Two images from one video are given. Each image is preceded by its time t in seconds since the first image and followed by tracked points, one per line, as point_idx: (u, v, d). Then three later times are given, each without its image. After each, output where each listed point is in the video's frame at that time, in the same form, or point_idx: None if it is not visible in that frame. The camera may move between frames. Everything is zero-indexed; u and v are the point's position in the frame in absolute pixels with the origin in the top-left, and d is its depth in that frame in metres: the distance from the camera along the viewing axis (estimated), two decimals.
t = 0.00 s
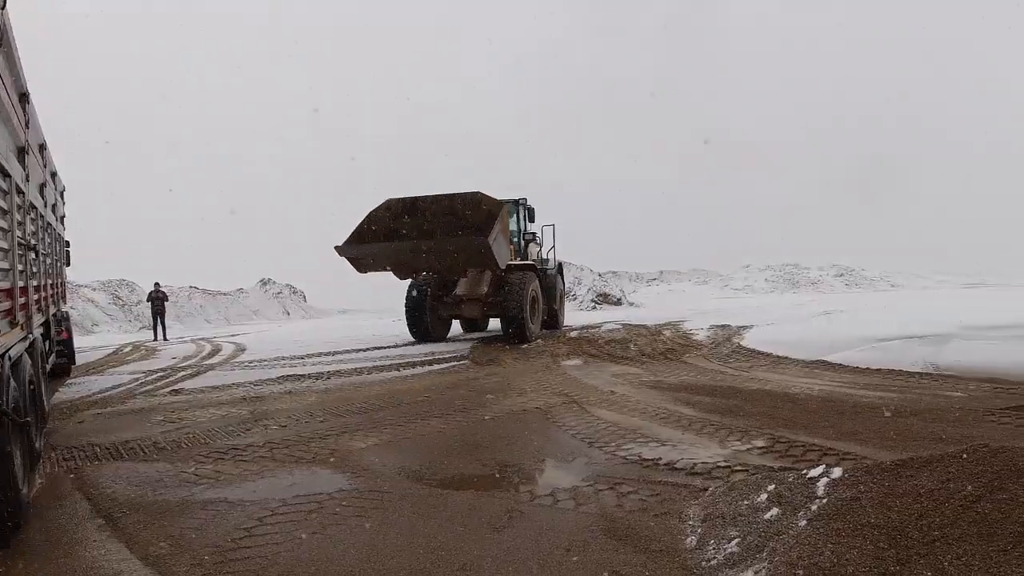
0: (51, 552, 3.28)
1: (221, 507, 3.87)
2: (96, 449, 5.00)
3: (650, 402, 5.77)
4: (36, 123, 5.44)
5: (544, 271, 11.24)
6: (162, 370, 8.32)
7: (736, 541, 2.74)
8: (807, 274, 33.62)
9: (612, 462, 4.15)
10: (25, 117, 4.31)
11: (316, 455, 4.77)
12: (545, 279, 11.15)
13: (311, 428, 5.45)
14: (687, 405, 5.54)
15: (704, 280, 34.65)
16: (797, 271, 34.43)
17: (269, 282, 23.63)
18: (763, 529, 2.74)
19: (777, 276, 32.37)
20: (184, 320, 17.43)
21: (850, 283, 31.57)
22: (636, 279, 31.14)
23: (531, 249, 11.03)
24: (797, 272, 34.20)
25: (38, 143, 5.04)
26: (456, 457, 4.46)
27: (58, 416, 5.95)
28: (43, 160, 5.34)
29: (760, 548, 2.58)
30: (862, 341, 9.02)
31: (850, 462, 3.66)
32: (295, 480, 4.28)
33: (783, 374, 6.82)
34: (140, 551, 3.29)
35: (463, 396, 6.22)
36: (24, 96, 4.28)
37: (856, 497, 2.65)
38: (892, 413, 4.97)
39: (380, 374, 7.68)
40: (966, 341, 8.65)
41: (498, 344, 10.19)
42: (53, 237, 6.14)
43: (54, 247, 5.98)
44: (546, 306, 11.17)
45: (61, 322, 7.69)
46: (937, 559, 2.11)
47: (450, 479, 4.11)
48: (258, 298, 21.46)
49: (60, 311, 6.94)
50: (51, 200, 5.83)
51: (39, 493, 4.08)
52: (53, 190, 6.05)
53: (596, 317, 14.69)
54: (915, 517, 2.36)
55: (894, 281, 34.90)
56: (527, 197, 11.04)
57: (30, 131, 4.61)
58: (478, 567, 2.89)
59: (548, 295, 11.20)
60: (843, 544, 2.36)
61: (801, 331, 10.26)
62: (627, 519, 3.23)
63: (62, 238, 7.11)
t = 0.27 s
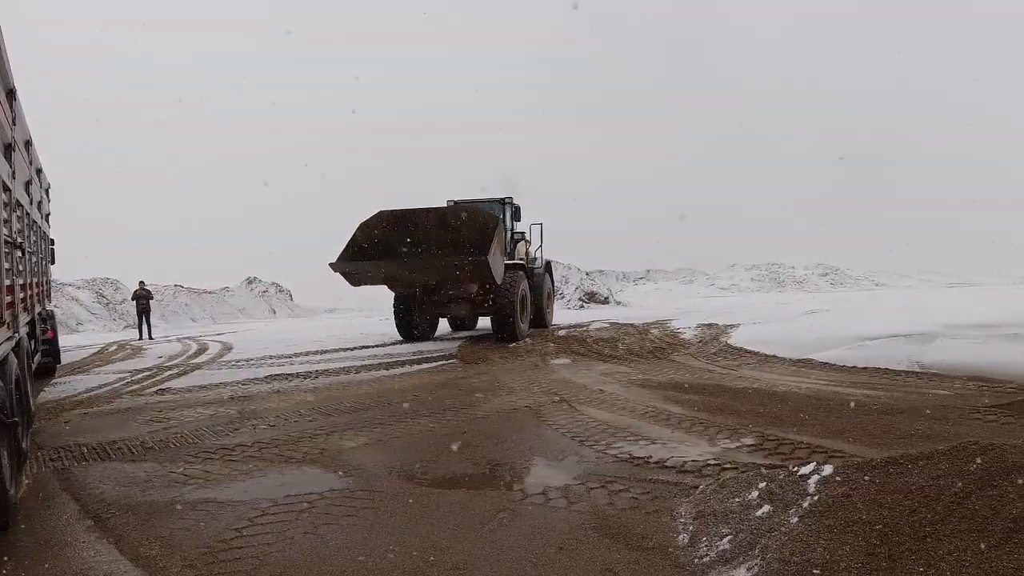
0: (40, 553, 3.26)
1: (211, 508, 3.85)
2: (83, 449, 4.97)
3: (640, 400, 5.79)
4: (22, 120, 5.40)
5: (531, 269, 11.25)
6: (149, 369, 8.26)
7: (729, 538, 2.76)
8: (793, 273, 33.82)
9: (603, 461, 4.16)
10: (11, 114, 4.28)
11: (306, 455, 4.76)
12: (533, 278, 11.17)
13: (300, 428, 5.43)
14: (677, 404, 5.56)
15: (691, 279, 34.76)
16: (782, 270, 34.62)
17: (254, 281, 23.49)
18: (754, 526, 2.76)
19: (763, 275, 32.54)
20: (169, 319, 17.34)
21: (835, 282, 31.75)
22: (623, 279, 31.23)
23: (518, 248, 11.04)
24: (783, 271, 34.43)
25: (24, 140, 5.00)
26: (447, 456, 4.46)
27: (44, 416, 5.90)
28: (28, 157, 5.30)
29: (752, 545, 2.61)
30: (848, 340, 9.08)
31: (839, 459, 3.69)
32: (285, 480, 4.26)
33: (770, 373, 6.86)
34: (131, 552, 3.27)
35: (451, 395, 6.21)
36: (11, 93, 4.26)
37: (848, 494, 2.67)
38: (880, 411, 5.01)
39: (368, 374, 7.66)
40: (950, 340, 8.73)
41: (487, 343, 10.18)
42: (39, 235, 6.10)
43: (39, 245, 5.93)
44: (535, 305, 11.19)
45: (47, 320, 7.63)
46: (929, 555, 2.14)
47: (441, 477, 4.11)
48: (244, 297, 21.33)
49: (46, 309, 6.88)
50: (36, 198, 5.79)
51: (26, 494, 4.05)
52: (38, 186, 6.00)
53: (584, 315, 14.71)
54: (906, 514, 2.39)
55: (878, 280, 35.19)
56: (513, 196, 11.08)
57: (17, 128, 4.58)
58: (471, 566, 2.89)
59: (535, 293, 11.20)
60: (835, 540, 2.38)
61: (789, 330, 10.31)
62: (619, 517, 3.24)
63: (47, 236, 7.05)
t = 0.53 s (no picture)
0: (32, 555, 3.23)
1: (205, 508, 3.83)
2: (73, 450, 4.94)
3: (632, 398, 5.81)
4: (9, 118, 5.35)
5: (519, 268, 11.25)
6: (137, 369, 8.22)
7: (725, 534, 2.78)
8: (780, 271, 33.99)
9: (597, 459, 4.17)
10: None
11: (299, 454, 4.74)
12: (521, 276, 11.17)
13: (292, 427, 5.41)
14: (669, 401, 5.59)
15: (679, 278, 34.87)
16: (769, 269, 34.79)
17: (242, 280, 23.37)
18: (751, 522, 2.77)
19: (750, 274, 32.69)
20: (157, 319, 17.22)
21: (822, 281, 31.91)
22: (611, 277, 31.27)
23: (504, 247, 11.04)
24: (770, 269, 34.60)
25: (12, 137, 4.96)
26: (441, 455, 4.46)
27: (32, 416, 5.86)
28: (16, 155, 5.25)
29: (749, 541, 2.62)
30: (837, 337, 9.14)
31: (832, 456, 3.71)
32: (278, 480, 4.25)
33: (760, 371, 6.90)
34: (124, 553, 3.26)
35: (443, 394, 6.21)
36: None
37: (844, 490, 2.69)
38: (870, 409, 5.05)
39: (358, 373, 7.64)
40: (937, 338, 8.81)
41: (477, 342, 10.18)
42: (27, 234, 6.04)
43: (27, 244, 5.88)
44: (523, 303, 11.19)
45: (34, 320, 7.57)
46: (927, 549, 2.17)
47: (436, 476, 4.11)
48: (231, 296, 21.22)
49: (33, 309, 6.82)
50: (24, 196, 5.75)
51: (16, 495, 4.02)
52: (26, 184, 5.96)
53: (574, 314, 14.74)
54: (903, 509, 2.41)
55: (864, 278, 35.42)
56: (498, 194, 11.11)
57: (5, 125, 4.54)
58: (469, 565, 2.89)
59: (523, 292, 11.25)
60: (832, 535, 2.40)
61: (777, 328, 10.36)
62: (615, 515, 3.26)
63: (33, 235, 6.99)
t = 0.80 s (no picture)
0: (29, 557, 3.21)
1: (201, 508, 3.82)
2: (67, 451, 4.91)
3: (626, 395, 5.83)
4: None
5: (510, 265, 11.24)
6: (128, 369, 8.17)
7: (725, 528, 2.79)
8: (769, 268, 34.11)
9: (594, 455, 4.18)
10: None
11: (294, 453, 4.74)
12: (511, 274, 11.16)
13: (287, 426, 5.40)
14: (663, 398, 5.61)
15: (669, 275, 34.93)
16: (759, 266, 34.91)
17: (231, 279, 23.27)
18: (750, 516, 2.79)
19: (740, 271, 32.79)
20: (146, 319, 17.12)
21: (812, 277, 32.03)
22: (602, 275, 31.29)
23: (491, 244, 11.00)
24: (760, 266, 34.74)
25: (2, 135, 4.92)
26: (438, 452, 4.45)
27: (24, 417, 5.82)
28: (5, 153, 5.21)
29: (749, 535, 2.64)
30: (828, 333, 9.19)
31: (828, 450, 3.74)
32: (275, 479, 4.24)
33: (753, 367, 6.93)
34: (122, 554, 3.24)
35: (437, 391, 6.21)
36: None
37: (843, 483, 2.71)
38: (863, 403, 5.08)
39: (351, 371, 7.63)
40: (928, 333, 8.86)
41: (469, 340, 10.18)
42: (17, 233, 6.00)
43: (17, 243, 5.84)
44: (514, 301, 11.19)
45: (24, 320, 7.52)
46: (927, 541, 2.19)
47: (433, 474, 4.11)
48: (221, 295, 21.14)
49: (24, 309, 6.77)
50: (13, 194, 5.70)
51: (10, 497, 3.99)
52: (16, 183, 5.91)
53: (565, 312, 14.74)
54: (902, 501, 2.43)
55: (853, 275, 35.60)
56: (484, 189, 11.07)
57: None
58: (469, 562, 2.89)
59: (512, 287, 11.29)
60: (832, 528, 2.42)
61: (768, 324, 10.41)
62: (614, 511, 3.26)
63: (23, 234, 6.94)
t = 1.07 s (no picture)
0: (22, 559, 3.19)
1: (195, 507, 3.81)
2: (58, 452, 4.88)
3: (618, 391, 5.84)
4: None
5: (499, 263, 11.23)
6: (118, 369, 8.13)
7: (720, 522, 2.81)
8: (758, 265, 34.25)
9: (588, 451, 4.19)
10: None
11: (287, 452, 4.74)
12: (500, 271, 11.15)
13: (279, 425, 5.39)
14: (655, 394, 5.63)
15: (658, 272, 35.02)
16: (748, 262, 35.03)
17: (220, 278, 23.17)
18: (745, 510, 2.81)
19: (729, 268, 32.92)
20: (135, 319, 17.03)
21: (800, 273, 32.19)
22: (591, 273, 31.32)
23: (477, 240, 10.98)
24: (748, 263, 34.89)
25: None
26: (432, 450, 4.46)
27: (14, 418, 5.78)
28: None
29: (744, 529, 2.66)
30: (817, 329, 9.24)
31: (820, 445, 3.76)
32: (268, 478, 4.23)
33: (743, 362, 6.97)
34: (117, 555, 3.23)
35: (430, 389, 6.21)
36: None
37: (836, 476, 2.74)
38: (854, 398, 5.12)
39: (343, 370, 7.61)
40: (916, 328, 8.92)
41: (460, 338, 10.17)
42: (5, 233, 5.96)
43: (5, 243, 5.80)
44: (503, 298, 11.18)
45: (12, 320, 7.47)
46: (922, 532, 2.21)
47: (427, 471, 4.11)
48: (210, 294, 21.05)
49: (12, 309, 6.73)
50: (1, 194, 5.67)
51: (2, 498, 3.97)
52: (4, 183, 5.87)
53: (556, 309, 14.76)
54: (896, 493, 2.45)
55: (841, 271, 35.79)
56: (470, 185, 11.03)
57: None
58: (466, 558, 2.89)
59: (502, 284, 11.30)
60: (827, 521, 2.44)
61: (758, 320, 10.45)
62: (609, 506, 3.28)
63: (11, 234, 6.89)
